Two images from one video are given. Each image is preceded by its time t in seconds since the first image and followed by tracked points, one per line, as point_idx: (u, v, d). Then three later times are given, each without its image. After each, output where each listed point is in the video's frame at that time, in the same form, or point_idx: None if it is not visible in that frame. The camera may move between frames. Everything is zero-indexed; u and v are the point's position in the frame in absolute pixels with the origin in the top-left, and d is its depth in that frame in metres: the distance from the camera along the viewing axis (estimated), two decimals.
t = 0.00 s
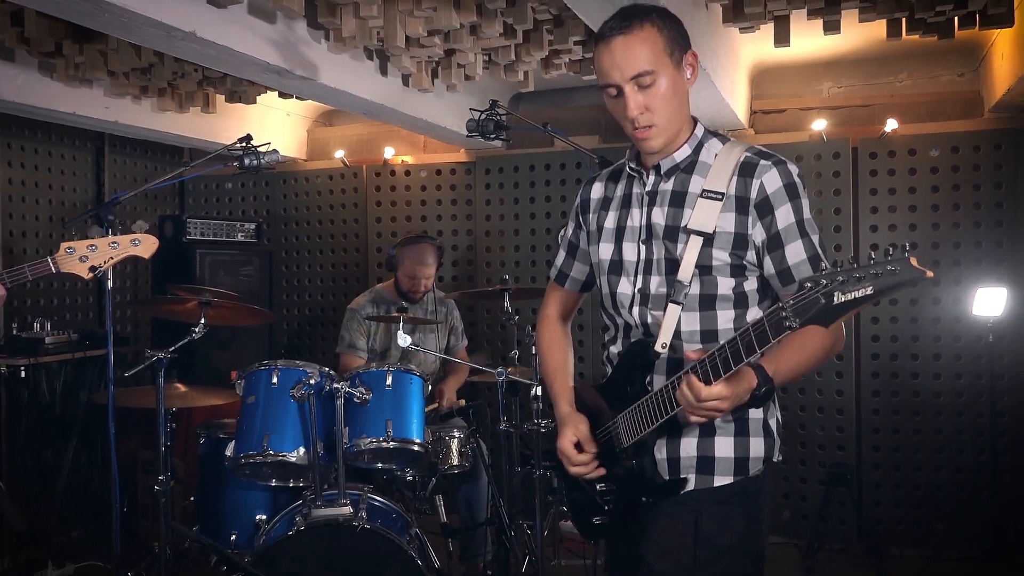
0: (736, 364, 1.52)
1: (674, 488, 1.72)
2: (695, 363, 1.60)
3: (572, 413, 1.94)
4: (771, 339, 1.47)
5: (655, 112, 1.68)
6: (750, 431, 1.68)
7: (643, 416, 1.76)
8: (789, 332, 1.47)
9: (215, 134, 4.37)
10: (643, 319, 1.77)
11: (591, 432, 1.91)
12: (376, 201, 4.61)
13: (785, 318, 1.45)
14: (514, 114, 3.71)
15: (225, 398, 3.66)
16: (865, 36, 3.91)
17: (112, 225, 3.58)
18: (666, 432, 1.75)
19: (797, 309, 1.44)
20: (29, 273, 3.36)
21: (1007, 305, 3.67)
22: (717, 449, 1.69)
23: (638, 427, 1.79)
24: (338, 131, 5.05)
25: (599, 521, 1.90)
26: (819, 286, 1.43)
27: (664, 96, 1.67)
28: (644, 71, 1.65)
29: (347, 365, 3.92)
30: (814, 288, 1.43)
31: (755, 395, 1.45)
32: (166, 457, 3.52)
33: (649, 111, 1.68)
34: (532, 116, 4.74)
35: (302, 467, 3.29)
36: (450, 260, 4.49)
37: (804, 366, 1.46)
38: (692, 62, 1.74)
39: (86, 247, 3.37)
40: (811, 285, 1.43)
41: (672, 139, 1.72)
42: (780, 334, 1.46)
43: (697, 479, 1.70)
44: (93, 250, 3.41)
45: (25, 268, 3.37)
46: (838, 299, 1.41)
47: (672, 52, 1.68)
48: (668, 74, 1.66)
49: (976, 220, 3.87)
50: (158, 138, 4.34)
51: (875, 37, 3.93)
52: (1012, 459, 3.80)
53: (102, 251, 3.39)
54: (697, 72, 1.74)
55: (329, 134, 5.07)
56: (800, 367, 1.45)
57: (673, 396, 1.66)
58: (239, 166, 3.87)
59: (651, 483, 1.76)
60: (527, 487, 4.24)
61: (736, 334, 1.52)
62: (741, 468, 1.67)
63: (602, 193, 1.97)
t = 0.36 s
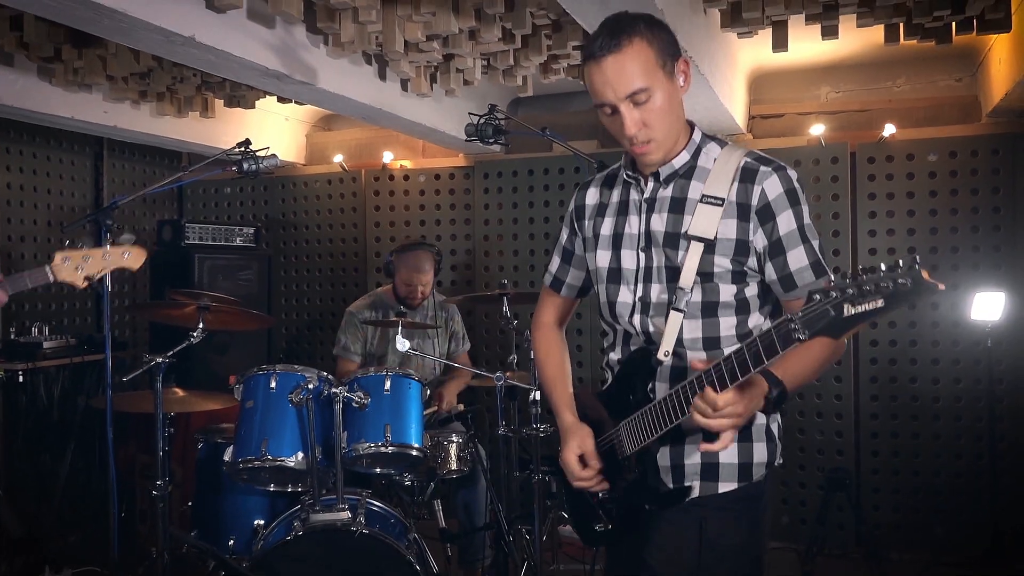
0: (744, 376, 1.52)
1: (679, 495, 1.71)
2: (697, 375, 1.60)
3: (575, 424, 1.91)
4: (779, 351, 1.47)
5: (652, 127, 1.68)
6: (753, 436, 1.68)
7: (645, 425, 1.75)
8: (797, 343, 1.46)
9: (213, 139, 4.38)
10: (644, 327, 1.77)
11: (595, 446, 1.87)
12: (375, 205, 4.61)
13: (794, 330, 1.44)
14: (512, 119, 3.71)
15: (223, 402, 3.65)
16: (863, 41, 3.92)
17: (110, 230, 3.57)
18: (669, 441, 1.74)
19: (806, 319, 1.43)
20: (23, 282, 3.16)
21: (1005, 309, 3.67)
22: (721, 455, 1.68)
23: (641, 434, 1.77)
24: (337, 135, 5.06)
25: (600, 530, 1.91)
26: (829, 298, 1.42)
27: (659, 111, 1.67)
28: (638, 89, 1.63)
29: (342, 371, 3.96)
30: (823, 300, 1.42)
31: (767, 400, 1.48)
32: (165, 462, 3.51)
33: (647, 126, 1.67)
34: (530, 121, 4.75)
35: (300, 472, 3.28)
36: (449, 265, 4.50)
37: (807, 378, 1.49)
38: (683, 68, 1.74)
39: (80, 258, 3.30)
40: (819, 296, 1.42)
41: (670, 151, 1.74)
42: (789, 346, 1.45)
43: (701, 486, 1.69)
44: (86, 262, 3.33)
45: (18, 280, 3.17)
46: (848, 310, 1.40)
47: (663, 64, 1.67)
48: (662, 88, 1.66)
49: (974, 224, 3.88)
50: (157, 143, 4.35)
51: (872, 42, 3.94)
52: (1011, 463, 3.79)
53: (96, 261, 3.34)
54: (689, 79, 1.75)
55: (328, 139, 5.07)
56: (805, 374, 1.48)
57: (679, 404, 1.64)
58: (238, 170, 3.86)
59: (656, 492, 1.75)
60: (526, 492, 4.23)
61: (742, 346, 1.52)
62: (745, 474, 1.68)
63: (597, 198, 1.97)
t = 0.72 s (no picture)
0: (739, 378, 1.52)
1: (676, 502, 1.71)
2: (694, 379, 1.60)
3: (570, 429, 1.90)
4: (775, 353, 1.47)
5: (652, 116, 1.68)
6: (752, 442, 1.68)
7: (642, 431, 1.76)
8: (793, 346, 1.46)
9: (211, 143, 4.39)
10: (641, 331, 1.77)
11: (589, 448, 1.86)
12: (373, 208, 4.62)
13: (790, 333, 1.44)
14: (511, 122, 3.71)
15: (222, 406, 3.65)
16: (861, 44, 3.93)
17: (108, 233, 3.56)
18: (666, 445, 1.75)
19: (802, 322, 1.43)
20: None
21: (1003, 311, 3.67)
22: (718, 460, 1.68)
23: (638, 438, 1.77)
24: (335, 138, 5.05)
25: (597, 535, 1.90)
26: (825, 299, 1.42)
27: (661, 102, 1.67)
28: (644, 74, 1.65)
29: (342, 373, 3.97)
30: (820, 301, 1.43)
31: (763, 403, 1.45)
32: (164, 465, 3.51)
33: (647, 114, 1.67)
34: (529, 124, 4.76)
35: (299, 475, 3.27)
36: (447, 268, 4.50)
37: (808, 380, 1.48)
38: (691, 71, 1.76)
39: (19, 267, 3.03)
40: (816, 298, 1.43)
41: (666, 146, 1.73)
42: (785, 349, 1.46)
43: (699, 492, 1.70)
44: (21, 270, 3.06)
45: None
46: (844, 313, 1.40)
47: (674, 60, 1.69)
48: (667, 80, 1.67)
49: (972, 228, 3.88)
50: (156, 146, 4.35)
51: (870, 46, 3.95)
52: (1010, 466, 3.79)
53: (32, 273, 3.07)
54: (695, 81, 1.77)
55: (327, 142, 5.07)
56: (804, 377, 1.47)
57: (677, 407, 1.65)
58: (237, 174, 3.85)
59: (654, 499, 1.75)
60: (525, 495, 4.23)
61: (738, 349, 1.52)
62: (743, 480, 1.68)
63: (594, 202, 1.97)
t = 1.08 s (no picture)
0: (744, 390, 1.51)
1: (678, 509, 1.70)
2: (697, 388, 1.60)
3: (571, 435, 1.90)
4: (778, 365, 1.46)
5: (647, 140, 1.68)
6: (753, 446, 1.69)
7: (643, 437, 1.75)
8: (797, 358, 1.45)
9: (210, 146, 4.39)
10: (642, 338, 1.77)
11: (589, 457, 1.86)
12: (372, 211, 4.62)
13: (794, 345, 1.43)
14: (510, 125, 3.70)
15: (220, 409, 3.65)
16: (859, 48, 3.93)
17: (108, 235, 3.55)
18: (667, 453, 1.75)
19: (808, 334, 1.43)
20: None
21: (1002, 315, 3.68)
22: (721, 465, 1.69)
23: (641, 443, 1.76)
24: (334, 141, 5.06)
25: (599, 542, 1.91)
26: (830, 312, 1.42)
27: (653, 123, 1.66)
28: (629, 104, 1.62)
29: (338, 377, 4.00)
30: (824, 313, 1.43)
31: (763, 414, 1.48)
32: (163, 467, 3.51)
33: (641, 139, 1.67)
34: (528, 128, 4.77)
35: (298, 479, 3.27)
36: (447, 271, 4.51)
37: (802, 391, 1.52)
38: (675, 75, 1.73)
39: None
40: (819, 311, 1.43)
41: (666, 160, 1.74)
42: (789, 361, 1.44)
43: (701, 497, 1.70)
44: None
45: None
46: (849, 325, 1.41)
47: (653, 75, 1.65)
48: (654, 100, 1.64)
49: (971, 230, 3.88)
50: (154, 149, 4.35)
51: (868, 49, 3.96)
52: (1010, 469, 3.79)
53: None
54: (681, 86, 1.73)
55: (325, 145, 5.08)
56: (801, 385, 1.50)
57: (678, 417, 1.65)
58: (236, 177, 3.83)
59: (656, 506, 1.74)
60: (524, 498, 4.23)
61: (740, 361, 1.51)
62: (745, 484, 1.69)
63: (590, 205, 1.96)
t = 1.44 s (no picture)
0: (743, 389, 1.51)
1: (673, 511, 1.71)
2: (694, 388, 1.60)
3: (566, 439, 1.87)
4: (777, 362, 1.45)
5: (645, 126, 1.67)
6: (748, 450, 1.69)
7: (639, 439, 1.74)
8: (795, 355, 1.45)
9: (209, 147, 4.39)
10: (637, 338, 1.78)
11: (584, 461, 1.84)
12: (371, 212, 4.62)
13: (793, 341, 1.43)
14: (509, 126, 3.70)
15: (219, 410, 3.64)
16: (857, 49, 3.94)
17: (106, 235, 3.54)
18: (661, 455, 1.75)
19: (806, 330, 1.43)
20: None
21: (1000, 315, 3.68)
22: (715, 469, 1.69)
23: (635, 447, 1.76)
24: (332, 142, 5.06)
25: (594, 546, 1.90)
26: (830, 308, 1.42)
27: (654, 109, 1.66)
28: (635, 83, 1.63)
29: (337, 372, 3.97)
30: (824, 309, 1.42)
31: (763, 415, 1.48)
32: (160, 470, 3.51)
33: (639, 123, 1.67)
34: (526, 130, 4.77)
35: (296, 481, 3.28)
36: (445, 272, 4.51)
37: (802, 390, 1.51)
38: (684, 74, 1.74)
39: None
40: (820, 307, 1.43)
41: (659, 154, 1.73)
42: (788, 357, 1.44)
43: (695, 501, 1.70)
44: None
45: None
46: (848, 321, 1.40)
47: (665, 65, 1.67)
48: (660, 87, 1.65)
49: (969, 232, 3.89)
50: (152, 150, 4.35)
51: (866, 51, 3.96)
52: (1008, 470, 3.80)
53: None
54: (689, 84, 1.75)
55: (324, 146, 5.08)
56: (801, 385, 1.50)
57: (675, 416, 1.64)
58: (235, 178, 3.84)
59: (650, 508, 1.75)
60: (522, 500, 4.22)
61: (738, 359, 1.51)
62: (739, 489, 1.69)
63: (587, 206, 1.96)
